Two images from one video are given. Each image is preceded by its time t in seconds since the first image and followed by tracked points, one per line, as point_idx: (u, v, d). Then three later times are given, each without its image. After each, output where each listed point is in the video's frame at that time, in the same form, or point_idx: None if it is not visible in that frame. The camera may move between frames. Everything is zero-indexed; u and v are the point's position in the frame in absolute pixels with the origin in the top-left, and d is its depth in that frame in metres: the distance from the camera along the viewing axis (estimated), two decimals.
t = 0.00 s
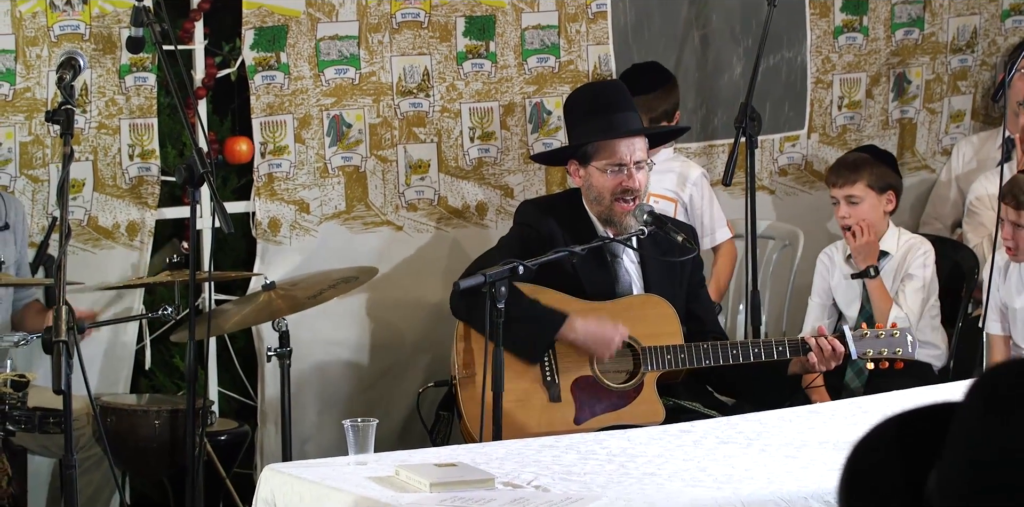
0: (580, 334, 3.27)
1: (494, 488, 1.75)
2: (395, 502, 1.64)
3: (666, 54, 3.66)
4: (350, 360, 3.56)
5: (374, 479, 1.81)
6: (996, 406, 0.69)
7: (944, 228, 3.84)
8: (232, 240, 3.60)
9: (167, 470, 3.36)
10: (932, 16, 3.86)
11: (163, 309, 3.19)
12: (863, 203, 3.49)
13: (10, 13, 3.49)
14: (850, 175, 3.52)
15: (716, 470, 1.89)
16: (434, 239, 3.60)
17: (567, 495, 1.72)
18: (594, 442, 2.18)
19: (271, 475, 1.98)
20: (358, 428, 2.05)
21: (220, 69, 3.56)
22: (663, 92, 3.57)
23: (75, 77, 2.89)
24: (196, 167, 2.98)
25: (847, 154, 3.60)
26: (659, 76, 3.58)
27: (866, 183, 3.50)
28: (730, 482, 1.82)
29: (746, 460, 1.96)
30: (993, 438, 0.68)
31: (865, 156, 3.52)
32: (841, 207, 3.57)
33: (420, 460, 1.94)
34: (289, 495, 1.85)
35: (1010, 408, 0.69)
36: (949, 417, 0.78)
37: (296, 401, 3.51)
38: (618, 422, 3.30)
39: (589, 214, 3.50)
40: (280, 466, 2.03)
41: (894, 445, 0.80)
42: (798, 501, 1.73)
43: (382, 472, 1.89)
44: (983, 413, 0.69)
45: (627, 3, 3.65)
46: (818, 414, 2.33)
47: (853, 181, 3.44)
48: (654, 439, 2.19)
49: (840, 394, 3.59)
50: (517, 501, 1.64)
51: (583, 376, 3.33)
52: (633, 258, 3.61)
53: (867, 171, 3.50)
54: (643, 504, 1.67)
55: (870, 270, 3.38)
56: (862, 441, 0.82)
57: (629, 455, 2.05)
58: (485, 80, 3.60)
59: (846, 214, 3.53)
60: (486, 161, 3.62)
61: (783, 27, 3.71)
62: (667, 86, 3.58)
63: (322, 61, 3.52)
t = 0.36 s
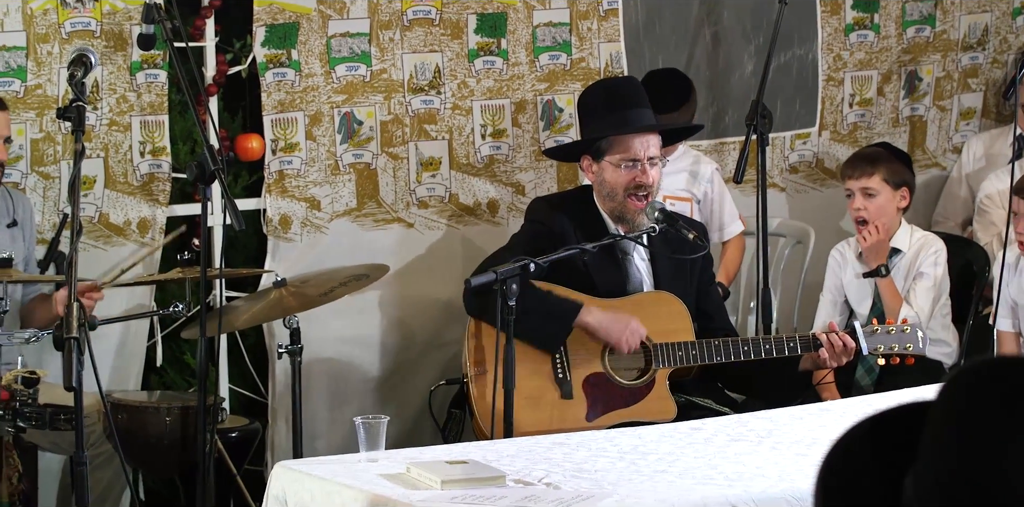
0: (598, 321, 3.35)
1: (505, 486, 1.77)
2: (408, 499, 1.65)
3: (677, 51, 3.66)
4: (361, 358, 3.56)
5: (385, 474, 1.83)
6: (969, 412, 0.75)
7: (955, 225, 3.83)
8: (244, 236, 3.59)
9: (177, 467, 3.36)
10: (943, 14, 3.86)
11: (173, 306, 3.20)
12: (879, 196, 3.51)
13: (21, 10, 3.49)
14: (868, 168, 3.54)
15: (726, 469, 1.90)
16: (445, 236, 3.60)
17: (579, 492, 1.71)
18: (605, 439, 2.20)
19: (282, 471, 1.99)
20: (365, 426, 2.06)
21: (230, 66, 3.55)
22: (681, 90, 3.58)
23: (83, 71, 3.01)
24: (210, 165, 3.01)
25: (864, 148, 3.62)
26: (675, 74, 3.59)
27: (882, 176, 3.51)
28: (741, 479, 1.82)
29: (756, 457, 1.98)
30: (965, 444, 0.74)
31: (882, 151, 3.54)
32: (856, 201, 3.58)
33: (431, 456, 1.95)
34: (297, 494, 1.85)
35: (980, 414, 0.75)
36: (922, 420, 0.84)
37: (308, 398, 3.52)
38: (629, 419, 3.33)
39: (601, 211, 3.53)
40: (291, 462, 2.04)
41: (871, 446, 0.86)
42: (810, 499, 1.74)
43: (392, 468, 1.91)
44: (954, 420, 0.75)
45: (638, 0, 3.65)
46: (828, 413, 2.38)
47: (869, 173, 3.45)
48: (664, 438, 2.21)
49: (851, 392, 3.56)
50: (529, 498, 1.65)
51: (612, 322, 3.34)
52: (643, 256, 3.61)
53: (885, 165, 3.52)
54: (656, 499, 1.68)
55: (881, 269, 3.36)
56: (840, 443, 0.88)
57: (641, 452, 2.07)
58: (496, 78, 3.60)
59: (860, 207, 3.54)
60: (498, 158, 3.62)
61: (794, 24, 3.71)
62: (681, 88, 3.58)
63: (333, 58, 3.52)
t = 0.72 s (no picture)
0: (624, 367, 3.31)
1: (551, 488, 1.78)
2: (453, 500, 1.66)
3: (724, 53, 3.65)
4: (406, 359, 3.57)
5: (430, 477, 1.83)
6: None
7: (1003, 228, 3.80)
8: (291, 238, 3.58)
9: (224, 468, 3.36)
10: (989, 16, 3.84)
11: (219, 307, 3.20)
12: (942, 200, 3.51)
13: (68, 12, 3.52)
14: (934, 171, 3.54)
15: (772, 471, 1.88)
16: (491, 237, 3.60)
17: (624, 493, 1.71)
18: (653, 441, 2.20)
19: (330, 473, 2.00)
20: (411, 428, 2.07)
21: (277, 67, 3.53)
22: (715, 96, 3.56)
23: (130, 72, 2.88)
24: (255, 165, 2.97)
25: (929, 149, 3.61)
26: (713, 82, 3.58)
27: (947, 180, 3.51)
28: (787, 481, 1.82)
29: (804, 461, 1.96)
30: None
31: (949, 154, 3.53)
32: (917, 201, 3.58)
33: (478, 458, 1.95)
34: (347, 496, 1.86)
35: None
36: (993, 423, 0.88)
37: (354, 399, 3.53)
38: (679, 420, 3.34)
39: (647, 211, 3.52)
40: (337, 463, 2.05)
41: (938, 448, 0.89)
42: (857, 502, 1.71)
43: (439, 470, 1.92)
44: None
45: (684, 2, 3.65)
46: (875, 415, 2.35)
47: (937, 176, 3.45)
48: (710, 440, 2.19)
49: (898, 393, 3.62)
50: (574, 499, 1.66)
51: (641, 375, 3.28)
52: (690, 257, 3.63)
53: (952, 169, 3.51)
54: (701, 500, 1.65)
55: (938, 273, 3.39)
56: (906, 435, 0.92)
57: (686, 454, 2.05)
58: (542, 79, 3.60)
59: (923, 208, 3.55)
60: (544, 160, 3.62)
61: (839, 26, 3.71)
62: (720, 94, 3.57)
63: (380, 60, 3.53)
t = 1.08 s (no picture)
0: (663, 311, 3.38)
1: (573, 484, 1.71)
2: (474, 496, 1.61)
3: (745, 50, 3.65)
4: (426, 355, 3.57)
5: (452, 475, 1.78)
6: None
7: None
8: (311, 234, 3.62)
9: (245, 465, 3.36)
10: (1012, 13, 3.82)
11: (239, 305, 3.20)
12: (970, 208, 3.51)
13: (90, 8, 3.52)
14: (962, 178, 3.53)
15: (794, 469, 1.79)
16: (512, 234, 3.60)
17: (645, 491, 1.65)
18: (673, 439, 2.15)
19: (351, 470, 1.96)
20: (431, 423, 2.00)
21: (298, 64, 3.55)
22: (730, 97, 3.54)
23: (154, 72, 2.83)
24: (276, 162, 2.95)
25: (955, 155, 3.60)
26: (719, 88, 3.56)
27: (976, 187, 3.51)
28: (810, 479, 1.72)
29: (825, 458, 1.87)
30: None
31: (978, 161, 3.53)
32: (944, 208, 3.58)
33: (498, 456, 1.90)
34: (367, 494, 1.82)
35: None
36: None
37: (376, 396, 3.54)
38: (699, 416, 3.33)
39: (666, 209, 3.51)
40: (358, 461, 2.01)
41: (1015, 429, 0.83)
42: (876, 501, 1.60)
43: (461, 467, 1.87)
44: None
45: None
46: (896, 410, 2.31)
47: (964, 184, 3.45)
48: (731, 437, 2.14)
49: (919, 392, 3.67)
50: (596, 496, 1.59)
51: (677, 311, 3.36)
52: (708, 253, 3.62)
53: (981, 175, 3.51)
54: (723, 501, 1.56)
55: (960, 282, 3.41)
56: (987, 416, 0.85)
57: (708, 452, 2.00)
58: (564, 77, 3.60)
59: (950, 215, 3.55)
60: (565, 157, 3.62)
61: (861, 24, 3.71)
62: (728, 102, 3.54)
63: (401, 57, 3.53)
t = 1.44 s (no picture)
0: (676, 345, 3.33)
1: (597, 483, 1.68)
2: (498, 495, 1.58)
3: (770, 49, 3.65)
4: (451, 354, 3.58)
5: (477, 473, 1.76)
6: None
7: None
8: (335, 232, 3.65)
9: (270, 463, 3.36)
10: None
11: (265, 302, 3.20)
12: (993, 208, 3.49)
13: (115, 7, 3.53)
14: (988, 179, 3.51)
15: (819, 466, 1.76)
16: (537, 233, 3.61)
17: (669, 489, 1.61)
18: (698, 438, 2.12)
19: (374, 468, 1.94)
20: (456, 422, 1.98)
21: (323, 62, 3.57)
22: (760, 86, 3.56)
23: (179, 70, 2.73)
24: (299, 161, 2.96)
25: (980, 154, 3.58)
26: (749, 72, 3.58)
27: (1001, 188, 3.49)
28: (834, 477, 1.68)
29: (849, 456, 1.85)
30: None
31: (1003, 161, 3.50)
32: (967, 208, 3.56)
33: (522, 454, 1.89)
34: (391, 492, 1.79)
35: None
36: None
37: (401, 394, 3.55)
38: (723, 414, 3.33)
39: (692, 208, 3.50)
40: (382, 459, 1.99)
41: None
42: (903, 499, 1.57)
43: (485, 465, 1.86)
44: None
45: None
46: (921, 409, 2.29)
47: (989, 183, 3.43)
48: (756, 435, 2.12)
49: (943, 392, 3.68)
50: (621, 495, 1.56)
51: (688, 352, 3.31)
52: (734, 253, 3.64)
53: (1005, 176, 3.50)
54: (748, 499, 1.51)
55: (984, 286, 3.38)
56: None
57: (733, 449, 1.98)
58: (588, 75, 3.60)
59: (973, 215, 3.52)
60: (590, 155, 3.62)
61: (885, 22, 3.71)
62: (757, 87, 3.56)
63: (426, 55, 3.53)
